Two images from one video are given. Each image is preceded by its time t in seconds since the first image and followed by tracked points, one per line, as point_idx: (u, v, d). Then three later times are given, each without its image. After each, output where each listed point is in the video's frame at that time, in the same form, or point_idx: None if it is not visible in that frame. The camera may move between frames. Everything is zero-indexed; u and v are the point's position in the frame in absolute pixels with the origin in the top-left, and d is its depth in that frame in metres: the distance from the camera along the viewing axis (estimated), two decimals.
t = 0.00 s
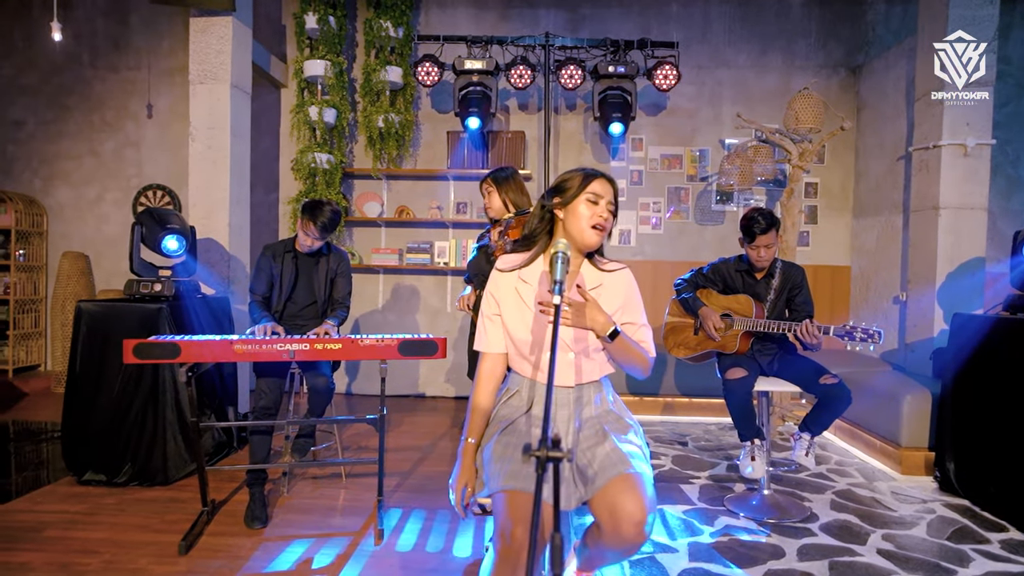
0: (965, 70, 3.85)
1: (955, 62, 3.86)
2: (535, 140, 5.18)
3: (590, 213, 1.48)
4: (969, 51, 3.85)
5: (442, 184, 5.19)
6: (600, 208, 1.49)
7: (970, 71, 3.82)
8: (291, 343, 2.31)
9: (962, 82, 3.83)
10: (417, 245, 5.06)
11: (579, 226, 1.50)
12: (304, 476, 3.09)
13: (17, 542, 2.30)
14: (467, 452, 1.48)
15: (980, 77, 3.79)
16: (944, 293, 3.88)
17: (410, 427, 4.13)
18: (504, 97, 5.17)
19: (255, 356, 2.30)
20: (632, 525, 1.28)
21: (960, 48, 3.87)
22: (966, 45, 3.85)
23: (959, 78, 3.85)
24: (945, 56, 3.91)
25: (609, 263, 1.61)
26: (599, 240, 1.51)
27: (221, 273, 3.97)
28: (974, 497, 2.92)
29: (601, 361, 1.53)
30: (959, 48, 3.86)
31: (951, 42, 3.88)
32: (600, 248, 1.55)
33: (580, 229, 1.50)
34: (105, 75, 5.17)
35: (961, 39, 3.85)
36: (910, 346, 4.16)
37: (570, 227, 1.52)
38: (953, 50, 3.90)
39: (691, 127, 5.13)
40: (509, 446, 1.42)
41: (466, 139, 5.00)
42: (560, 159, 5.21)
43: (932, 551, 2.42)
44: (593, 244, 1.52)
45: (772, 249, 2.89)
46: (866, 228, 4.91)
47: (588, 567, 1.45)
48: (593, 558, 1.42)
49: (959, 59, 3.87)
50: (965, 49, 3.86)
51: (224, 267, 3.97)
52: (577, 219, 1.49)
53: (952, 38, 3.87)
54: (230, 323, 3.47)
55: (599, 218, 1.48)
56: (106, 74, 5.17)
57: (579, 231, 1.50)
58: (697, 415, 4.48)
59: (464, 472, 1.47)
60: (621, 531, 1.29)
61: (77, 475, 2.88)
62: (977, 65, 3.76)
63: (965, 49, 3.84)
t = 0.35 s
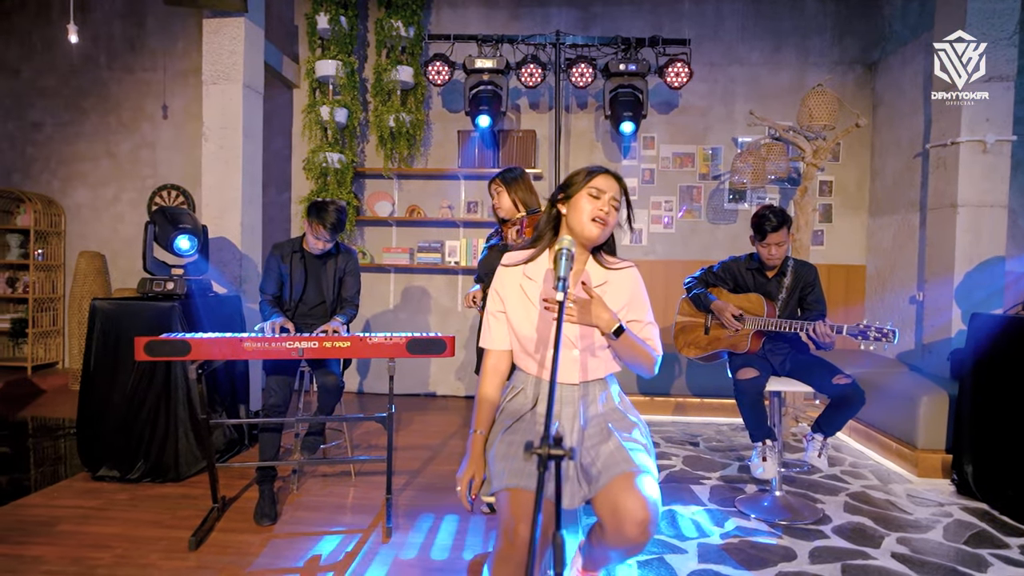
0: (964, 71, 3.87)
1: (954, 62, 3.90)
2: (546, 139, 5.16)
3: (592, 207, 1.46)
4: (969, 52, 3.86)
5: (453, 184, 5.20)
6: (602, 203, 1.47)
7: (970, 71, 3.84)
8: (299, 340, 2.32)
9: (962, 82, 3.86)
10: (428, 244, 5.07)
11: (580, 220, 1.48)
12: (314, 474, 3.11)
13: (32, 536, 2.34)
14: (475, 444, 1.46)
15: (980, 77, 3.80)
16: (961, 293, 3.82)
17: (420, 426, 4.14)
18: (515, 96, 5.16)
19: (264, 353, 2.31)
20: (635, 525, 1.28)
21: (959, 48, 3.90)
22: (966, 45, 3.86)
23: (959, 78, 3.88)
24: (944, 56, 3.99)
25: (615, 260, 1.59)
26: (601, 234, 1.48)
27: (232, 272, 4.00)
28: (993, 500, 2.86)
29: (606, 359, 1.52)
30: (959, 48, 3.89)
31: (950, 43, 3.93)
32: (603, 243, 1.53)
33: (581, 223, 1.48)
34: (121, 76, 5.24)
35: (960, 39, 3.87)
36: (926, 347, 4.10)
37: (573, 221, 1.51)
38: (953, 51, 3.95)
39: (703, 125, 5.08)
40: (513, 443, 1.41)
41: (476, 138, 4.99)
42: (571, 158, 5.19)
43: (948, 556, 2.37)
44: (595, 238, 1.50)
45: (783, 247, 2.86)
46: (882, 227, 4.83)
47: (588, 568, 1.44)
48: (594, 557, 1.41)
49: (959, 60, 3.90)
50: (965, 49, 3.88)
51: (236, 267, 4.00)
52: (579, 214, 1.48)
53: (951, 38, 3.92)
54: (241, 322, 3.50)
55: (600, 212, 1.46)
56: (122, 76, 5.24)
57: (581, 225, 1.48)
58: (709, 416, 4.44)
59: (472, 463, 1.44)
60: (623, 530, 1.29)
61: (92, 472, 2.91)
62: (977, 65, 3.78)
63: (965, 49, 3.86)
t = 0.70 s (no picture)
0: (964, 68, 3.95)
1: (954, 62, 3.97)
2: (554, 138, 5.15)
3: (601, 209, 1.46)
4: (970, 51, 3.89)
5: (461, 184, 5.20)
6: (611, 204, 1.46)
7: (970, 71, 3.87)
8: (306, 339, 2.33)
9: (962, 82, 3.90)
10: (436, 244, 5.07)
11: (589, 221, 1.47)
12: (321, 473, 3.12)
13: (42, 532, 2.36)
14: (485, 429, 1.43)
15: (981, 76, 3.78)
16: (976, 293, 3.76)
17: (427, 426, 4.14)
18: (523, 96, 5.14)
19: (271, 352, 2.32)
20: (636, 523, 1.27)
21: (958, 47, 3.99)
22: (966, 45, 3.90)
23: (959, 79, 3.94)
24: (945, 55, 4.06)
25: (617, 259, 1.59)
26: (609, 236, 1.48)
27: (241, 271, 4.02)
28: (1008, 504, 2.81)
29: (609, 359, 1.50)
30: (959, 48, 3.94)
31: (952, 42, 4.00)
32: (611, 243, 1.53)
33: (590, 223, 1.47)
34: (133, 78, 5.29)
35: (961, 39, 3.93)
36: (940, 347, 4.04)
37: (581, 222, 1.50)
38: (954, 50, 4.00)
39: (713, 123, 5.05)
40: (516, 441, 1.40)
41: (483, 137, 4.98)
42: (579, 157, 5.17)
43: (962, 559, 2.33)
44: (604, 239, 1.50)
45: (793, 246, 2.82)
46: (894, 226, 4.77)
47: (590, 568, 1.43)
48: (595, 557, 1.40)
49: (960, 59, 3.95)
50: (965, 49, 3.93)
51: (244, 266, 4.03)
52: (588, 215, 1.47)
53: (953, 38, 3.99)
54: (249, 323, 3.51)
55: (610, 213, 1.46)
56: (133, 77, 5.29)
57: (589, 225, 1.48)
58: (718, 417, 4.41)
59: (482, 445, 1.40)
60: (625, 529, 1.28)
61: (103, 471, 2.94)
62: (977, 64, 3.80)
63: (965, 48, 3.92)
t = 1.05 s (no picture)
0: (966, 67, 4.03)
1: (955, 62, 4.05)
2: (563, 138, 5.13)
3: (608, 210, 1.45)
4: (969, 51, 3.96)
5: (469, 183, 5.20)
6: (617, 205, 1.45)
7: (970, 71, 3.95)
8: (313, 339, 2.34)
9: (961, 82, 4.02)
10: (444, 244, 5.06)
11: (595, 222, 1.46)
12: (329, 473, 3.12)
13: (53, 529, 2.39)
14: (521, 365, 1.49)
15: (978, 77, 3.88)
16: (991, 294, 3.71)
17: (435, 426, 4.14)
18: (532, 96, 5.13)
19: (278, 352, 2.33)
20: (636, 525, 1.27)
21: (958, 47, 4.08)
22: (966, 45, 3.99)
23: (959, 79, 4.04)
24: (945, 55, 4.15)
25: (622, 260, 1.58)
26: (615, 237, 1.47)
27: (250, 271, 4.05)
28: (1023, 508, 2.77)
29: (614, 360, 1.49)
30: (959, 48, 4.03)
31: (952, 42, 4.10)
32: (616, 243, 1.52)
33: (596, 224, 1.46)
34: (145, 80, 5.33)
35: (960, 39, 4.03)
36: (953, 348, 3.99)
37: (585, 223, 1.49)
38: (953, 51, 4.09)
39: (722, 123, 5.01)
40: (519, 443, 1.39)
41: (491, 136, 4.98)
42: (588, 157, 5.15)
43: (975, 564, 2.30)
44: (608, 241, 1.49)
45: (803, 245, 2.80)
46: (906, 226, 4.72)
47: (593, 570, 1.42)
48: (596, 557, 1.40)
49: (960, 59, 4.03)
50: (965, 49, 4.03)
51: (254, 266, 4.05)
52: (594, 216, 1.46)
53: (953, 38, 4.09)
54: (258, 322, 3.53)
55: (616, 214, 1.45)
56: (145, 79, 5.33)
57: (595, 227, 1.47)
58: (728, 418, 4.37)
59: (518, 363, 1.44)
60: (625, 531, 1.27)
61: (115, 468, 2.96)
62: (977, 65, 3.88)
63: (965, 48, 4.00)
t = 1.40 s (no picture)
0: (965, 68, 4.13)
1: (955, 61, 4.21)
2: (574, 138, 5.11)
3: (614, 208, 1.45)
4: (969, 51, 4.06)
5: (480, 183, 5.19)
6: (625, 204, 1.45)
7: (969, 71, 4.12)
8: (322, 338, 2.34)
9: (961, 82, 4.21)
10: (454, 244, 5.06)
11: (602, 221, 1.46)
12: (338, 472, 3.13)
13: (66, 527, 2.41)
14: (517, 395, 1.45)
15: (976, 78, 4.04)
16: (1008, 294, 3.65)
17: (444, 426, 4.13)
18: (543, 95, 5.11)
19: (289, 350, 2.34)
20: (646, 528, 1.30)
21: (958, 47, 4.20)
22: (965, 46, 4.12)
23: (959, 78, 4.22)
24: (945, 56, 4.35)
25: (631, 255, 1.58)
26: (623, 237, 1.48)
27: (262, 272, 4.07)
28: None
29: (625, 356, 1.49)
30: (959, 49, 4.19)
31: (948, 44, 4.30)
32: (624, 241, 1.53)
33: (603, 223, 1.46)
34: (159, 81, 5.38)
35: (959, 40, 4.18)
36: (970, 349, 3.93)
37: (592, 222, 1.49)
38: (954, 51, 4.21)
39: (734, 121, 4.97)
40: (526, 444, 1.37)
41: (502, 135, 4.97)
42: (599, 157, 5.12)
43: (991, 569, 2.26)
44: (615, 240, 1.50)
45: (816, 245, 2.80)
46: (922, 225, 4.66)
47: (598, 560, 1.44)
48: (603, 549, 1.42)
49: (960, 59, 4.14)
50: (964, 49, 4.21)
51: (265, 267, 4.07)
52: (601, 214, 1.46)
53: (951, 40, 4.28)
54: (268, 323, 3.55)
55: (623, 213, 1.45)
56: (159, 81, 5.38)
57: (601, 227, 1.47)
58: (740, 420, 4.33)
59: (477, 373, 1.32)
60: (635, 531, 1.31)
61: (132, 471, 3.00)
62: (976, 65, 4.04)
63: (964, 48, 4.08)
